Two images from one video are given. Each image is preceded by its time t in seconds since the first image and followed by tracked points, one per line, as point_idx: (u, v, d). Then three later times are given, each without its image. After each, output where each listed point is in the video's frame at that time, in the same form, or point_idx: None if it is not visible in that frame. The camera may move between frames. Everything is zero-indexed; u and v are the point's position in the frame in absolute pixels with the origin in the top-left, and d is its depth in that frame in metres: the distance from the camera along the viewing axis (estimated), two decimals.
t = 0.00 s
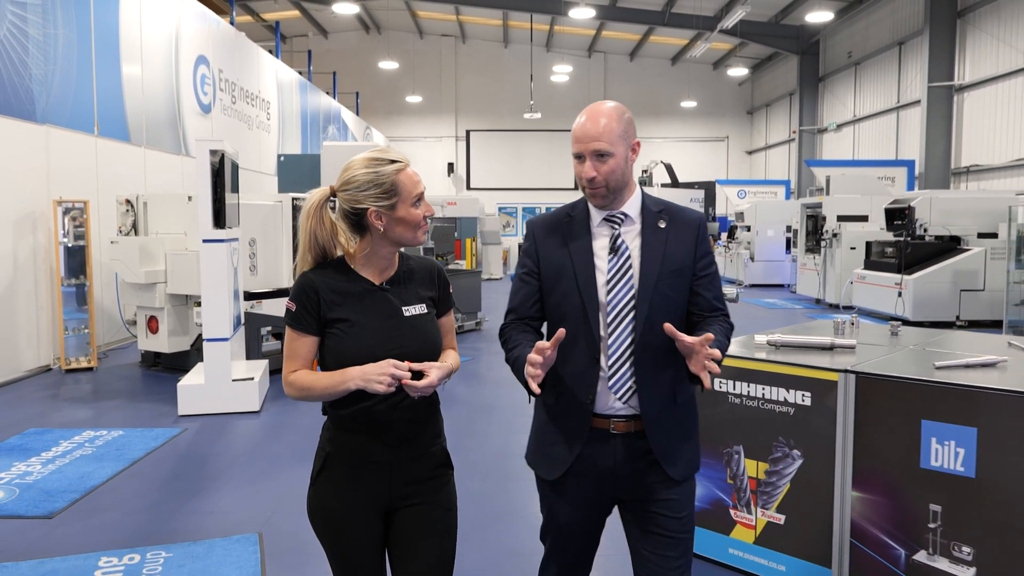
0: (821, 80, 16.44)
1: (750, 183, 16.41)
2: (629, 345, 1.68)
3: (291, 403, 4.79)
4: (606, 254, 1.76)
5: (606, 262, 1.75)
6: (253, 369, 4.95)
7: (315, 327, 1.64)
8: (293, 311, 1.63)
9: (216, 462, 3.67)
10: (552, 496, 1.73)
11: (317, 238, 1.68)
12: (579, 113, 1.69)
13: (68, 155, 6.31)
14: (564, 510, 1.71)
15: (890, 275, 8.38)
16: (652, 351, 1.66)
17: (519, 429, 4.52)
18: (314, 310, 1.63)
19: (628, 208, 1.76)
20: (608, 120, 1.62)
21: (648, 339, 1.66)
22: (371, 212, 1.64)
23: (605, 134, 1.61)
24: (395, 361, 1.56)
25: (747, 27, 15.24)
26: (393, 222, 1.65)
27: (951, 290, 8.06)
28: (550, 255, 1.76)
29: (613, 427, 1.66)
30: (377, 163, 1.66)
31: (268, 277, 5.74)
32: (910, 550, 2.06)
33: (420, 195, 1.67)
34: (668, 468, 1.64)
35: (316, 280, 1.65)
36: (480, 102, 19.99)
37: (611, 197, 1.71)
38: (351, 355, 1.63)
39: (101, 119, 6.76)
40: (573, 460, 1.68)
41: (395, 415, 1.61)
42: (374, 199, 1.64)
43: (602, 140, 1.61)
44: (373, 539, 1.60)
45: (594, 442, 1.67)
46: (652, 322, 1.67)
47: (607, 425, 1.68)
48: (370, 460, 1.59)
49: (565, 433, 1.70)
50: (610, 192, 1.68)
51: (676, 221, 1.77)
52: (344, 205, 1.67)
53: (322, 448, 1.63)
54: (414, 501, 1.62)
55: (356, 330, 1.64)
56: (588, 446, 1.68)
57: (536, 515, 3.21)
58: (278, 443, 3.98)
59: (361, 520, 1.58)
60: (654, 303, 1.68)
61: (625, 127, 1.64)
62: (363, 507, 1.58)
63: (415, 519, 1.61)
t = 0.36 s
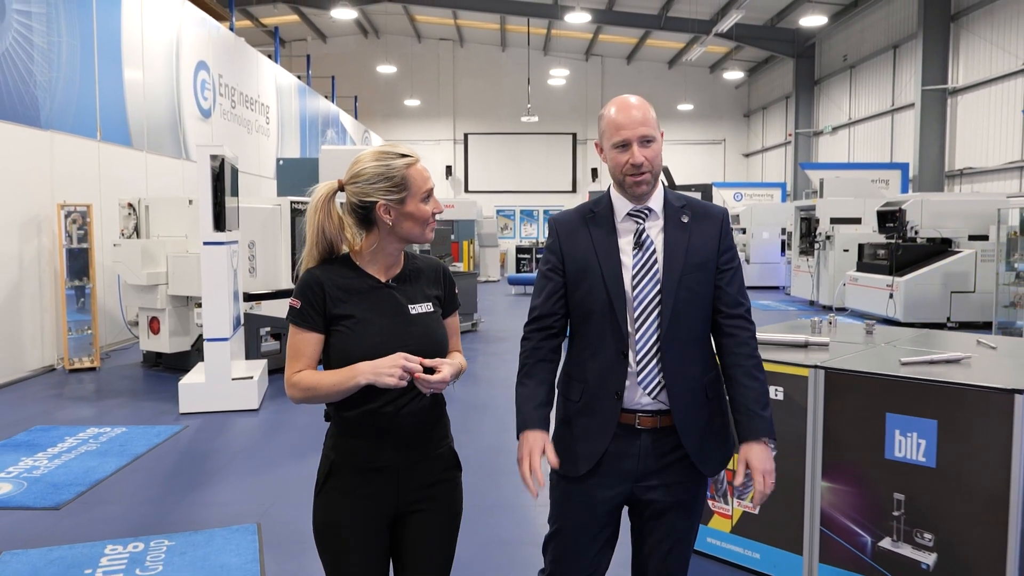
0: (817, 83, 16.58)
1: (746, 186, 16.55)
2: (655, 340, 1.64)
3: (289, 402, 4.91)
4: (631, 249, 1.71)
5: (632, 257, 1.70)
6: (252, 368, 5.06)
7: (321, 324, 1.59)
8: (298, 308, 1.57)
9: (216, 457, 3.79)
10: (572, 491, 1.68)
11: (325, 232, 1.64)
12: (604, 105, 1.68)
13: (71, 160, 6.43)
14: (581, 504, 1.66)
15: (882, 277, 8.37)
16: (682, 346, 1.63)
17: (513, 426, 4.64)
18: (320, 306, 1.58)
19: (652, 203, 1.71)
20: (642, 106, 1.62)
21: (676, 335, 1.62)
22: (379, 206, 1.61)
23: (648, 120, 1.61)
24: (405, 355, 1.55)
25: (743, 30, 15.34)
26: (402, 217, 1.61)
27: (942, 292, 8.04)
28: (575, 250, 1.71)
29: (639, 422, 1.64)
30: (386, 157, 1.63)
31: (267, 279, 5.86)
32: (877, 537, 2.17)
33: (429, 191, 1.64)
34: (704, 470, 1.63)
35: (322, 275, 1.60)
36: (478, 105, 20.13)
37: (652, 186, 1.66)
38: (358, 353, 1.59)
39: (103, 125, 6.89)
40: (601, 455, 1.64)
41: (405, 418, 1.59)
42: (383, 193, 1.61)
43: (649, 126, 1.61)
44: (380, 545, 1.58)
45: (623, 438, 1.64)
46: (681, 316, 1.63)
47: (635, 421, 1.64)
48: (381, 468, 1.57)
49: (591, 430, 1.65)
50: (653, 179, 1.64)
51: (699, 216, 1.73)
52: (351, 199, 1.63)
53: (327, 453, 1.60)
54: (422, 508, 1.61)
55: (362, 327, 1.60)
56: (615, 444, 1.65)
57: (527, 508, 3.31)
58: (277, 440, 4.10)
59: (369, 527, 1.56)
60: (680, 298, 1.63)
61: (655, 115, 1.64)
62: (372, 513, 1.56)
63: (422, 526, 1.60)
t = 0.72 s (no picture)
0: (823, 87, 16.64)
1: (750, 189, 16.62)
2: (656, 348, 1.62)
3: (292, 397, 5.05)
4: (627, 257, 1.67)
5: (627, 265, 1.66)
6: (256, 364, 5.21)
7: (319, 321, 1.60)
8: (297, 305, 1.59)
9: (220, 447, 3.94)
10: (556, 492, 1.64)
11: (323, 231, 1.65)
12: (601, 109, 1.64)
13: (84, 161, 6.61)
14: (580, 495, 1.61)
15: (881, 282, 8.38)
16: (677, 354, 1.63)
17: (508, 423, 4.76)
18: (318, 304, 1.59)
19: (647, 210, 1.67)
20: (640, 109, 1.58)
21: (672, 343, 1.62)
22: (377, 205, 1.63)
23: (649, 124, 1.56)
24: (397, 358, 1.55)
25: (748, 33, 15.40)
26: (398, 215, 1.63)
27: (941, 298, 8.02)
28: (570, 257, 1.65)
29: (631, 424, 1.60)
30: (383, 157, 1.65)
31: (272, 278, 6.02)
32: (846, 527, 2.17)
33: (426, 189, 1.66)
34: (692, 470, 1.66)
35: (321, 273, 1.62)
36: (484, 107, 20.28)
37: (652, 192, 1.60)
38: (355, 350, 1.61)
39: (115, 126, 7.08)
40: (588, 456, 1.61)
41: (398, 414, 1.59)
42: (380, 191, 1.63)
43: (651, 130, 1.57)
44: (371, 538, 1.59)
45: (618, 441, 1.61)
46: (677, 325, 1.63)
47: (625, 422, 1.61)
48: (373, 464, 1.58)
49: (579, 433, 1.63)
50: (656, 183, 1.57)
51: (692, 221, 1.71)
52: (349, 198, 1.65)
53: (322, 447, 1.61)
54: (413, 504, 1.62)
55: (361, 324, 1.62)
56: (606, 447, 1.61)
57: (518, 499, 3.44)
58: (278, 433, 4.24)
59: (362, 520, 1.58)
60: (678, 307, 1.62)
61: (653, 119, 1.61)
62: (365, 507, 1.58)
63: (412, 522, 1.62)
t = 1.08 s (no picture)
0: (835, 87, 16.57)
1: (762, 190, 16.56)
2: (645, 350, 1.58)
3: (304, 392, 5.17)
4: (612, 260, 1.64)
5: (614, 268, 1.63)
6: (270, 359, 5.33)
7: (314, 323, 1.59)
8: (292, 307, 1.58)
9: (235, 440, 4.06)
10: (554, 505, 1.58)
11: (319, 231, 1.64)
12: (579, 109, 1.61)
13: (104, 162, 6.77)
14: (583, 502, 1.55)
15: (890, 281, 8.36)
16: (667, 354, 1.59)
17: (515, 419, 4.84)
18: (314, 306, 1.58)
19: (630, 211, 1.65)
20: (620, 111, 1.57)
21: (662, 344, 1.59)
22: (375, 203, 1.62)
23: (629, 127, 1.55)
24: (396, 357, 1.55)
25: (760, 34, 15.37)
26: (396, 214, 1.62)
27: (949, 297, 8.00)
28: (556, 261, 1.61)
29: (628, 428, 1.57)
30: (379, 154, 1.64)
31: (286, 276, 6.15)
32: (834, 515, 2.23)
33: (424, 187, 1.65)
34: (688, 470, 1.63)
35: (316, 274, 1.61)
36: (497, 108, 20.38)
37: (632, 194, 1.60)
38: (353, 352, 1.59)
39: (134, 128, 7.25)
40: (586, 464, 1.56)
41: (401, 417, 1.59)
42: (377, 189, 1.62)
43: (630, 131, 1.54)
44: (373, 542, 1.58)
45: (613, 443, 1.57)
46: (666, 325, 1.60)
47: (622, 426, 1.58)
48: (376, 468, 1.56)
49: (575, 439, 1.58)
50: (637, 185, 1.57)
51: (672, 219, 1.70)
52: (346, 197, 1.64)
53: (324, 450, 1.58)
54: (415, 508, 1.61)
55: (359, 325, 1.60)
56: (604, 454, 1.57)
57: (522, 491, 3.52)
58: (291, 426, 4.35)
59: (367, 524, 1.57)
60: (667, 306, 1.60)
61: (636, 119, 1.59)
62: (369, 511, 1.57)
63: (415, 526, 1.62)
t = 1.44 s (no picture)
0: (839, 90, 16.62)
1: (766, 192, 16.58)
2: (628, 346, 1.61)
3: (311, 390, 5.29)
4: (597, 257, 1.66)
5: (598, 264, 1.65)
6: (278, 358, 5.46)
7: (309, 322, 1.60)
8: (286, 305, 1.59)
9: (245, 435, 4.18)
10: (551, 507, 1.62)
11: (315, 230, 1.66)
12: (563, 107, 1.62)
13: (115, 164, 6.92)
14: (576, 507, 1.60)
15: (889, 283, 8.42)
16: (650, 350, 1.62)
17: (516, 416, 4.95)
18: (310, 304, 1.60)
19: (612, 208, 1.67)
20: (602, 108, 1.58)
21: (646, 339, 1.61)
22: (372, 203, 1.64)
23: (612, 124, 1.56)
24: (390, 356, 1.55)
25: (764, 38, 15.33)
26: (393, 213, 1.65)
27: (948, 299, 8.07)
28: (541, 256, 1.63)
29: (613, 424, 1.61)
30: (376, 153, 1.66)
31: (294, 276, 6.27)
32: (817, 504, 2.35)
33: (421, 185, 1.68)
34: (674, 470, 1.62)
35: (312, 273, 1.62)
36: (503, 110, 20.49)
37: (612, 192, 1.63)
38: (350, 350, 1.62)
39: (144, 131, 7.40)
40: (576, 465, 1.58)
41: (394, 416, 1.59)
42: (375, 188, 1.64)
43: (613, 129, 1.57)
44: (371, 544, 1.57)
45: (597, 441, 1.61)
46: (649, 320, 1.62)
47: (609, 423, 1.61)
48: (371, 463, 1.56)
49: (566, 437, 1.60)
50: (616, 183, 1.60)
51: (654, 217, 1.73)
52: (343, 196, 1.66)
53: (317, 453, 1.57)
54: (411, 507, 1.61)
55: (356, 324, 1.62)
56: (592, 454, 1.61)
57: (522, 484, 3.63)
58: (299, 422, 4.47)
59: (364, 526, 1.56)
60: (650, 302, 1.61)
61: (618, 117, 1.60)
62: (365, 512, 1.56)
63: (413, 524, 1.61)
